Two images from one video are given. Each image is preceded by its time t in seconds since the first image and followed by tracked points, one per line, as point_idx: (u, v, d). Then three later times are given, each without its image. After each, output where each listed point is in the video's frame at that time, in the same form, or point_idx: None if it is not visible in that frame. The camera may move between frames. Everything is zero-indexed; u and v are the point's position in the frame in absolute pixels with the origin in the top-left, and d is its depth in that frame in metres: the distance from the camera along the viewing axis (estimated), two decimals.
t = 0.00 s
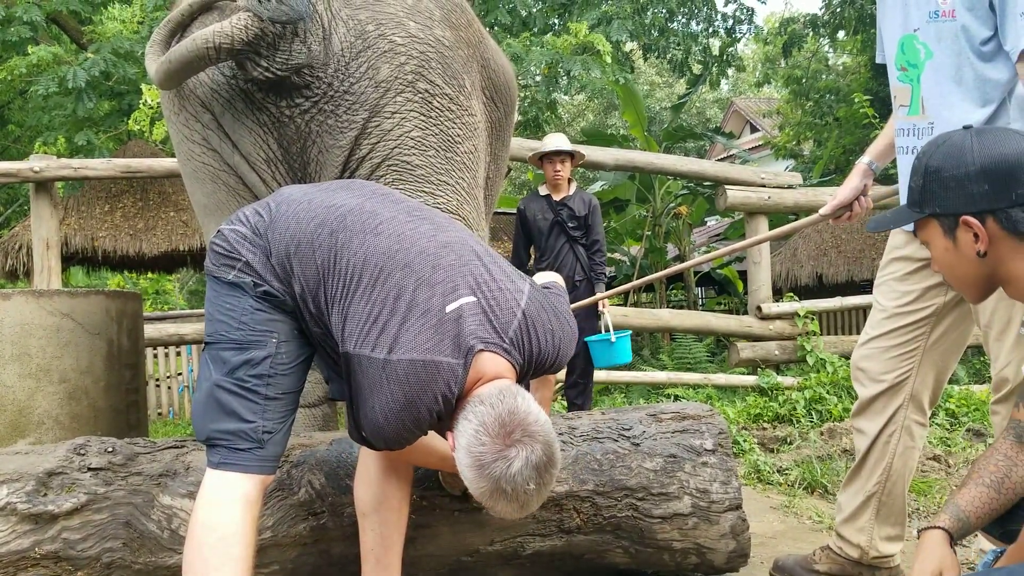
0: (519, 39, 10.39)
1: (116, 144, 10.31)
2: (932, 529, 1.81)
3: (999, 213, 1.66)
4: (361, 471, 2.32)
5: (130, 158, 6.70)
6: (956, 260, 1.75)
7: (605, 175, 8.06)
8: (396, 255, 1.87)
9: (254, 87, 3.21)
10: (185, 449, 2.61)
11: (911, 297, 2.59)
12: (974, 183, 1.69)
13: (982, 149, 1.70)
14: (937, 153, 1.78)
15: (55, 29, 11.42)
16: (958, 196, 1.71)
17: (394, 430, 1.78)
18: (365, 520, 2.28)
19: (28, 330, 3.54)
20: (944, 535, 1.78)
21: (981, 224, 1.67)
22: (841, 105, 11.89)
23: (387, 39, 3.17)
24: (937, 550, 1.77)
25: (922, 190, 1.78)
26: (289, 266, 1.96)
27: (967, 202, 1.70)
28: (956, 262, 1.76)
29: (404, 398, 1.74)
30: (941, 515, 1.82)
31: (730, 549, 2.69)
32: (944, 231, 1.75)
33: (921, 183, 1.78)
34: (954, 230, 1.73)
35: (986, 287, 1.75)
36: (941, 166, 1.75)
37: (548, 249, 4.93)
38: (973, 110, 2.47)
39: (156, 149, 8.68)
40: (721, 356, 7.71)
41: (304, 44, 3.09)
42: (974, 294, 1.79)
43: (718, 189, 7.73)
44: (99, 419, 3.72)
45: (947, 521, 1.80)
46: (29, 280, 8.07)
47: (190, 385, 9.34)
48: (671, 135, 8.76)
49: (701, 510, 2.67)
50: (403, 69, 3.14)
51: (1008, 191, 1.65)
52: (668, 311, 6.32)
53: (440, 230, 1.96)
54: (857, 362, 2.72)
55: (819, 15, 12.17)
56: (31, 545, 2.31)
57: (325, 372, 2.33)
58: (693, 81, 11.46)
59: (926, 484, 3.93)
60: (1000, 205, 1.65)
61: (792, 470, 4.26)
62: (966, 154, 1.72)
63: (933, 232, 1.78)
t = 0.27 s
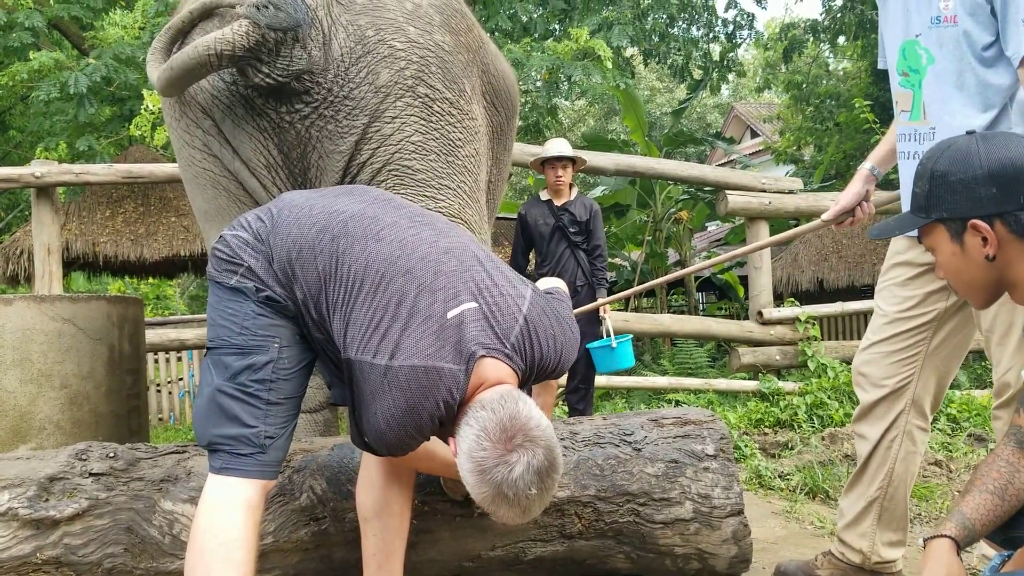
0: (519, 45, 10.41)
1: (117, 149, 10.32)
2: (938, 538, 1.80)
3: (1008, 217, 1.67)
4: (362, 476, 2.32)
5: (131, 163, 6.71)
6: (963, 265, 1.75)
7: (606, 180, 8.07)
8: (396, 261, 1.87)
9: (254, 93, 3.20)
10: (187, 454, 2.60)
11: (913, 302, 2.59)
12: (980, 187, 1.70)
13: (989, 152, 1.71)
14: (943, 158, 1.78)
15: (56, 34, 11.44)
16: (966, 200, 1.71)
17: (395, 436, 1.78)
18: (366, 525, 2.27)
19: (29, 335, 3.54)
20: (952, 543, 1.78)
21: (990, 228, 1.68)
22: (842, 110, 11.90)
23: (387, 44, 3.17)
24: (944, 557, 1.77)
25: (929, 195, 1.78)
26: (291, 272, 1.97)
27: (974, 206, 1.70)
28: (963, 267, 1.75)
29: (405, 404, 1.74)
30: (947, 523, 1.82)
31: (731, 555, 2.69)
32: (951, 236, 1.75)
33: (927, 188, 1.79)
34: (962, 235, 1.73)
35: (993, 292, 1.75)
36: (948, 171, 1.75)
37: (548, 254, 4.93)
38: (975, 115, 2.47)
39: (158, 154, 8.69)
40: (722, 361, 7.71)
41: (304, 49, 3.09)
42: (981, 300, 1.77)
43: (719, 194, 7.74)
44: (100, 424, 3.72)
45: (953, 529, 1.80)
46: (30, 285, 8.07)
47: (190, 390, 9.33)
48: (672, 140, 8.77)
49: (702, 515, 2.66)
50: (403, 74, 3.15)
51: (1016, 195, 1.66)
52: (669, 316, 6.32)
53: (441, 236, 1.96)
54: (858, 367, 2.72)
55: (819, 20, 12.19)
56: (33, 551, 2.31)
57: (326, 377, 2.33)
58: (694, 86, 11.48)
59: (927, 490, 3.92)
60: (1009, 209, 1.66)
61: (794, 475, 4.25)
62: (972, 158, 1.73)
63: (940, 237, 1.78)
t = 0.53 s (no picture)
0: (520, 49, 10.42)
1: (117, 153, 10.34)
2: (942, 543, 1.80)
3: (1013, 220, 1.67)
4: (362, 480, 2.31)
5: (131, 167, 6.71)
6: (968, 268, 1.76)
7: (606, 184, 8.07)
8: (398, 265, 1.87)
9: (256, 97, 3.20)
10: (186, 458, 2.59)
11: (913, 307, 2.60)
12: (987, 191, 1.70)
13: (996, 155, 1.71)
14: (950, 160, 1.78)
15: (56, 38, 11.45)
16: (972, 203, 1.72)
17: (397, 440, 1.78)
18: (367, 530, 2.27)
19: (29, 339, 3.54)
20: (955, 548, 1.78)
21: (996, 231, 1.68)
22: (842, 114, 11.91)
23: (389, 49, 3.18)
24: (948, 562, 1.77)
25: (935, 197, 1.78)
26: (292, 276, 1.97)
27: (980, 209, 1.70)
28: (969, 270, 1.76)
29: (406, 408, 1.74)
30: (950, 528, 1.82)
31: (732, 559, 2.69)
32: (957, 239, 1.75)
33: (934, 190, 1.79)
34: (967, 238, 1.73)
35: (999, 296, 1.76)
36: (954, 173, 1.75)
37: (548, 258, 4.93)
38: (975, 121, 2.47)
39: (158, 158, 8.69)
40: (722, 365, 7.71)
41: (307, 54, 3.09)
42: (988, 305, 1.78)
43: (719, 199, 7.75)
44: (100, 428, 3.72)
45: (956, 534, 1.80)
46: (30, 289, 8.07)
47: (190, 394, 9.33)
48: (672, 145, 8.77)
49: (702, 520, 2.66)
50: (405, 79, 3.16)
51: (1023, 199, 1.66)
52: (670, 321, 6.32)
53: (442, 241, 1.96)
54: (858, 372, 2.72)
55: (819, 25, 12.21)
56: (32, 554, 2.32)
57: (326, 381, 2.33)
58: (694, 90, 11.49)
59: (927, 495, 3.92)
60: (1015, 212, 1.67)
61: (794, 480, 4.25)
62: (979, 161, 1.72)
63: (945, 239, 1.78)
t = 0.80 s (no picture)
0: (521, 48, 10.41)
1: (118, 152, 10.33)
2: (943, 542, 1.79)
3: (1013, 221, 1.66)
4: (364, 478, 2.31)
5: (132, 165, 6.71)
6: (967, 264, 1.76)
7: (607, 183, 8.07)
8: (400, 265, 1.87)
9: (260, 96, 3.21)
10: (188, 456, 2.60)
11: (915, 306, 2.60)
12: (987, 190, 1.69)
13: (997, 155, 1.69)
14: (953, 157, 1.77)
15: (57, 37, 11.45)
16: (973, 201, 1.71)
17: (400, 440, 1.79)
18: (369, 527, 2.27)
19: (31, 336, 3.54)
20: (956, 548, 1.77)
21: (995, 231, 1.68)
22: (843, 114, 11.91)
23: (392, 48, 3.18)
24: (949, 561, 1.75)
25: (937, 195, 1.77)
26: (295, 275, 1.97)
27: (981, 208, 1.69)
28: (968, 266, 1.76)
29: (410, 408, 1.75)
30: (952, 528, 1.81)
31: (733, 558, 2.69)
32: (957, 237, 1.75)
33: (936, 186, 1.78)
34: (967, 236, 1.73)
35: (997, 292, 1.76)
36: (956, 171, 1.74)
37: (550, 258, 4.93)
38: (978, 120, 2.47)
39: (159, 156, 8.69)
40: (723, 365, 7.70)
41: (311, 53, 3.09)
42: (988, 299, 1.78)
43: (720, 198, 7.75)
44: (102, 426, 3.72)
45: (958, 534, 1.79)
46: (32, 287, 8.08)
47: (192, 392, 9.33)
48: (673, 145, 8.76)
49: (704, 518, 2.66)
50: (408, 78, 3.16)
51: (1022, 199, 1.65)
52: (671, 320, 6.32)
53: (445, 240, 1.96)
54: (859, 371, 2.71)
55: (821, 25, 12.20)
56: (34, 552, 2.31)
57: (328, 379, 2.33)
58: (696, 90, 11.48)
59: (929, 493, 3.92)
60: (1015, 213, 1.66)
61: (796, 479, 4.24)
62: (982, 159, 1.71)
63: (946, 236, 1.78)
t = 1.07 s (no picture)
0: (535, 38, 10.38)
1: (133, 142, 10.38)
2: (963, 530, 1.78)
3: None
4: (380, 462, 2.33)
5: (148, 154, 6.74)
6: (988, 248, 1.74)
7: (620, 174, 8.05)
8: (418, 250, 1.87)
9: (277, 83, 3.22)
10: (206, 438, 2.62)
11: (932, 294, 2.58)
12: (1010, 173, 1.65)
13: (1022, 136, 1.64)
14: (977, 139, 1.74)
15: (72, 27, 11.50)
16: (994, 185, 1.67)
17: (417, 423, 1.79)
18: (384, 511, 2.29)
19: (48, 321, 3.56)
20: (976, 535, 1.76)
21: (1015, 215, 1.65)
22: (857, 106, 11.83)
23: (408, 35, 3.17)
24: (969, 549, 1.75)
25: (960, 177, 1.75)
26: (313, 259, 1.98)
27: (1002, 191, 1.66)
28: (988, 249, 1.74)
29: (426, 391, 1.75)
30: (972, 515, 1.80)
31: (748, 545, 2.69)
32: (979, 220, 1.73)
33: (960, 168, 1.76)
34: (988, 219, 1.71)
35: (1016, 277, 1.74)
36: (980, 154, 1.71)
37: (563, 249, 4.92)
38: (997, 107, 2.45)
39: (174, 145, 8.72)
40: (736, 356, 7.68)
41: (327, 40, 3.11)
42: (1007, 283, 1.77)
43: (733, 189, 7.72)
44: (119, 410, 3.75)
45: (977, 521, 1.77)
46: (48, 276, 8.13)
47: (206, 380, 9.38)
48: (686, 136, 8.73)
49: (718, 505, 2.67)
50: (424, 66, 3.14)
51: None
52: (684, 310, 6.31)
53: (463, 226, 1.96)
54: (876, 359, 2.70)
55: (836, 16, 12.11)
56: (52, 533, 2.33)
57: (345, 364, 2.34)
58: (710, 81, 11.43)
59: (944, 484, 3.91)
60: None
61: (809, 468, 4.23)
62: (1005, 141, 1.67)
63: (968, 218, 1.76)
